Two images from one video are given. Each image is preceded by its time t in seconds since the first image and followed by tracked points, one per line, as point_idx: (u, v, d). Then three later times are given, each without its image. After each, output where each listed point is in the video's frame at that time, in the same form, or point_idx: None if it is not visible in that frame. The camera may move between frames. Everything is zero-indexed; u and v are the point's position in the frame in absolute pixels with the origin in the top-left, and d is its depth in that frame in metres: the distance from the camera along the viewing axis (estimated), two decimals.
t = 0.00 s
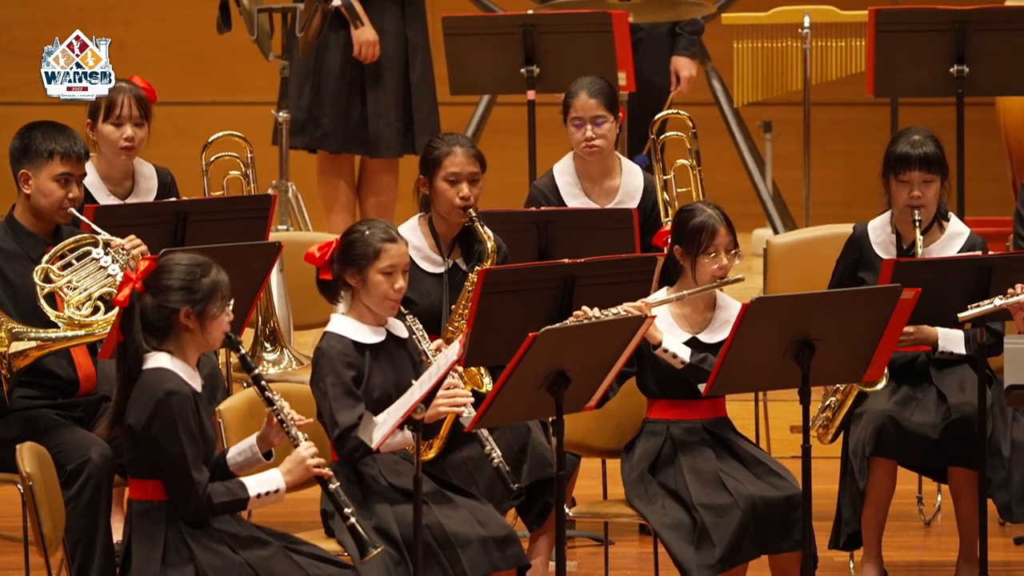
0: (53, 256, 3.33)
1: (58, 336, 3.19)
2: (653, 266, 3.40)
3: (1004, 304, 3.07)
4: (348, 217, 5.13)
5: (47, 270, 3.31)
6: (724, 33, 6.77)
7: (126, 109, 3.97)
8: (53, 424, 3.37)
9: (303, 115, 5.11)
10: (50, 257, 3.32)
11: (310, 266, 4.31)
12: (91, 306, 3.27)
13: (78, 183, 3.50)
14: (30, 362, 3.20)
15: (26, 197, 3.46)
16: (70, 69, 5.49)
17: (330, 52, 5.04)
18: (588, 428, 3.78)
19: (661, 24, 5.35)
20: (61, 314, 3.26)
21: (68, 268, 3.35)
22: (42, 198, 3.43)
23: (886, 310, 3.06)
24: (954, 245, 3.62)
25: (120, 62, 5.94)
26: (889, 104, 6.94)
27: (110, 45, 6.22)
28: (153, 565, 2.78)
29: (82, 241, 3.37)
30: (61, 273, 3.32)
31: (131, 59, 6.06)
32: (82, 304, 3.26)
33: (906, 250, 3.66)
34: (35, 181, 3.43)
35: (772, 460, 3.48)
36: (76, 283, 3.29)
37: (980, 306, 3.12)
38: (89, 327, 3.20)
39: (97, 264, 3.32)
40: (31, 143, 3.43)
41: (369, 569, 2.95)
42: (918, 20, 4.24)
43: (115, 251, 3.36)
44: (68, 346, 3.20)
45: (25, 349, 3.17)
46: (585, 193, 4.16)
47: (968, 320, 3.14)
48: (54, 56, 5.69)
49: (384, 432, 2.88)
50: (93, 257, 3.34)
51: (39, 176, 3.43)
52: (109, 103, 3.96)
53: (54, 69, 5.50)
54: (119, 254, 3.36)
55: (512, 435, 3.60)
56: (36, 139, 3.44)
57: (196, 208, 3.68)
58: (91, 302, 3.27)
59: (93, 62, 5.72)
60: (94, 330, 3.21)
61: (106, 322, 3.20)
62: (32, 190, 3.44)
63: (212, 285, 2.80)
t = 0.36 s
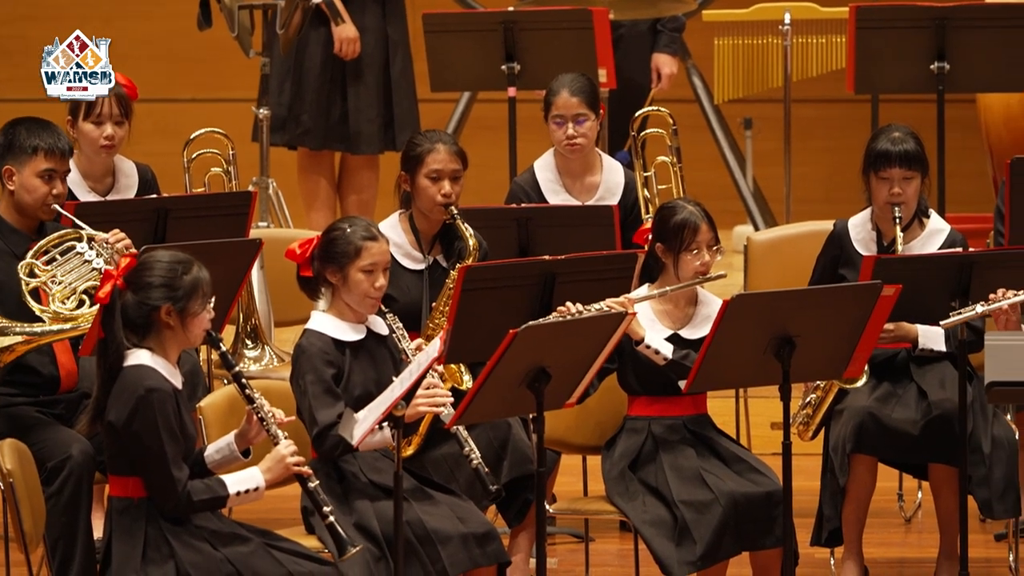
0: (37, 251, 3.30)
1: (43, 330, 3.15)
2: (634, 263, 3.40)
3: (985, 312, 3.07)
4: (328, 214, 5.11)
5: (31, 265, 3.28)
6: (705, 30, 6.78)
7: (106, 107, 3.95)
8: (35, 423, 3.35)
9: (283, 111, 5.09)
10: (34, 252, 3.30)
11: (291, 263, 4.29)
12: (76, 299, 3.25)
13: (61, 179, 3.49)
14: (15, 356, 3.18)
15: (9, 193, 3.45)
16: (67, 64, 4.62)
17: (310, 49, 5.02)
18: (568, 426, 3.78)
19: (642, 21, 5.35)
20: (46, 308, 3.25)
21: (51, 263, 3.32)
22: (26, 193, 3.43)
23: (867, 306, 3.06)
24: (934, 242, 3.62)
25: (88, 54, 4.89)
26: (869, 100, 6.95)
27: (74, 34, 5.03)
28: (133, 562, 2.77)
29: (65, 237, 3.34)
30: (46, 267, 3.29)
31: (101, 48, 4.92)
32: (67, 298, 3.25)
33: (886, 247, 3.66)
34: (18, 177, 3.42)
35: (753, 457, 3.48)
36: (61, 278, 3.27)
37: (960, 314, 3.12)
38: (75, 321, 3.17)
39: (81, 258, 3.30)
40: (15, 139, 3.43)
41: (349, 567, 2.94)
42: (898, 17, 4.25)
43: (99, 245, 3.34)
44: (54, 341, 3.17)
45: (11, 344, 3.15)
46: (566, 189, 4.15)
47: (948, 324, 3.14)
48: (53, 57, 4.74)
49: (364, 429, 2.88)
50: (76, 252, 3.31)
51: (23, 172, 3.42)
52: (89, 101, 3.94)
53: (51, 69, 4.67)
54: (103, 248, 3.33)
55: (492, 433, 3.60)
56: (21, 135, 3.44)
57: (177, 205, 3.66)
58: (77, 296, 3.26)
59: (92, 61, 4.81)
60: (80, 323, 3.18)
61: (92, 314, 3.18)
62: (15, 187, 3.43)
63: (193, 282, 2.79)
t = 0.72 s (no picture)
0: (20, 252, 3.26)
1: (24, 332, 3.14)
2: (614, 260, 3.40)
3: (964, 307, 3.07)
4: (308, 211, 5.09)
5: (14, 266, 3.24)
6: (685, 27, 6.78)
7: (86, 104, 3.93)
8: (16, 423, 3.32)
9: (264, 108, 5.07)
10: (17, 253, 3.26)
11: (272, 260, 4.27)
12: (58, 302, 3.21)
13: (48, 180, 3.46)
14: None
15: None
16: (68, 73, 4.46)
17: (291, 46, 5.00)
18: (549, 423, 3.78)
19: (622, 18, 5.33)
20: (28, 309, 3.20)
21: (33, 265, 3.29)
22: (11, 194, 3.39)
23: (847, 304, 3.06)
24: (914, 239, 3.64)
25: (99, 62, 4.73)
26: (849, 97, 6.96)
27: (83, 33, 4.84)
28: (114, 560, 2.76)
29: (49, 238, 3.31)
30: (30, 269, 3.25)
31: (103, 48, 4.77)
32: (50, 301, 3.20)
33: (866, 244, 3.67)
34: (3, 177, 3.38)
35: (734, 455, 3.48)
36: (44, 280, 3.23)
37: (940, 309, 3.12)
38: (56, 323, 3.16)
39: (63, 260, 3.27)
40: (1, 138, 3.39)
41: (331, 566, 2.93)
42: (878, 14, 4.25)
43: (82, 247, 3.32)
44: (34, 343, 3.16)
45: None
46: (546, 186, 4.15)
47: (929, 321, 3.14)
48: (55, 58, 4.57)
49: (344, 426, 2.87)
50: (59, 254, 3.29)
51: (8, 172, 3.38)
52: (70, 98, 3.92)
53: (51, 71, 4.39)
54: (86, 251, 3.31)
55: (473, 429, 3.60)
56: (7, 135, 3.39)
57: (157, 202, 3.64)
58: (59, 299, 3.22)
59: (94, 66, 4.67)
60: (60, 326, 3.16)
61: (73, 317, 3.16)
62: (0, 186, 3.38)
63: (174, 278, 2.77)
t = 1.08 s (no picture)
0: (3, 248, 3.24)
1: (10, 327, 3.09)
2: (594, 257, 3.39)
3: (943, 302, 3.08)
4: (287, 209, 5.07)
5: None
6: (664, 24, 6.79)
7: (66, 99, 3.90)
8: None
9: (243, 105, 5.05)
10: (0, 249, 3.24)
11: (251, 258, 4.25)
12: (43, 296, 3.16)
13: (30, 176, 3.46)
14: None
15: None
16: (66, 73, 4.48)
17: (269, 43, 4.98)
18: (528, 420, 3.77)
19: (602, 15, 5.32)
20: (12, 304, 3.15)
21: (17, 261, 3.27)
22: None
23: (826, 301, 3.07)
24: (893, 236, 3.64)
25: (99, 63, 4.77)
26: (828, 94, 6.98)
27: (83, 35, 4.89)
28: (93, 557, 2.74)
29: (33, 234, 3.30)
30: (13, 263, 3.23)
31: (102, 48, 4.85)
32: (34, 294, 3.15)
33: (845, 240, 3.67)
34: None
35: (713, 453, 3.49)
36: (27, 275, 3.20)
37: (919, 305, 3.13)
38: (41, 317, 3.11)
39: (48, 255, 3.26)
40: None
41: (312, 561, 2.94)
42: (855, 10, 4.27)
43: (66, 242, 3.31)
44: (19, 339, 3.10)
45: None
46: (525, 183, 4.14)
47: (908, 317, 3.15)
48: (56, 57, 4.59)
49: (324, 423, 2.87)
50: (43, 249, 3.27)
51: None
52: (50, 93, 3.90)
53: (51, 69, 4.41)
54: (69, 245, 3.30)
55: (452, 426, 3.59)
56: None
57: (136, 199, 3.62)
58: (43, 293, 3.17)
59: (95, 65, 4.77)
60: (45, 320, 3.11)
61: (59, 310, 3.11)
62: None
63: (153, 276, 2.76)
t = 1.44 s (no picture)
0: None
1: None
2: (573, 257, 3.40)
3: (922, 301, 3.09)
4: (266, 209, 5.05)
5: None
6: (643, 24, 6.80)
7: (44, 98, 3.89)
8: None
9: (222, 104, 5.02)
10: None
11: (229, 258, 4.23)
12: (24, 303, 3.11)
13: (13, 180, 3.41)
14: None
15: None
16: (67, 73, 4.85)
17: (249, 43, 4.96)
18: (507, 420, 3.77)
19: (580, 14, 5.32)
20: None
21: None
22: None
23: (805, 301, 3.07)
24: (872, 236, 3.65)
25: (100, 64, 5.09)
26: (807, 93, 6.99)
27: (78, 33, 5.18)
28: (72, 557, 2.72)
29: (15, 238, 3.26)
30: None
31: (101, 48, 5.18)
32: (16, 301, 3.11)
33: (825, 239, 3.68)
34: None
35: (693, 453, 3.49)
36: (10, 281, 3.15)
37: (898, 304, 3.13)
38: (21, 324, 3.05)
39: (30, 261, 3.21)
40: None
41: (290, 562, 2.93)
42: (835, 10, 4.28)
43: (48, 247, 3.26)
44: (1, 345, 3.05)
45: None
46: (503, 182, 4.14)
47: (887, 316, 3.15)
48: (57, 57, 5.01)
49: (302, 424, 2.86)
50: (26, 255, 3.22)
51: None
52: (28, 93, 3.88)
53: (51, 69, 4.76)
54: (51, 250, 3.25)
55: (431, 426, 3.59)
56: None
57: (115, 198, 3.61)
58: (25, 299, 3.12)
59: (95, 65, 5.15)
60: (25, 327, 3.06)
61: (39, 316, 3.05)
62: None
63: (134, 276, 2.75)
